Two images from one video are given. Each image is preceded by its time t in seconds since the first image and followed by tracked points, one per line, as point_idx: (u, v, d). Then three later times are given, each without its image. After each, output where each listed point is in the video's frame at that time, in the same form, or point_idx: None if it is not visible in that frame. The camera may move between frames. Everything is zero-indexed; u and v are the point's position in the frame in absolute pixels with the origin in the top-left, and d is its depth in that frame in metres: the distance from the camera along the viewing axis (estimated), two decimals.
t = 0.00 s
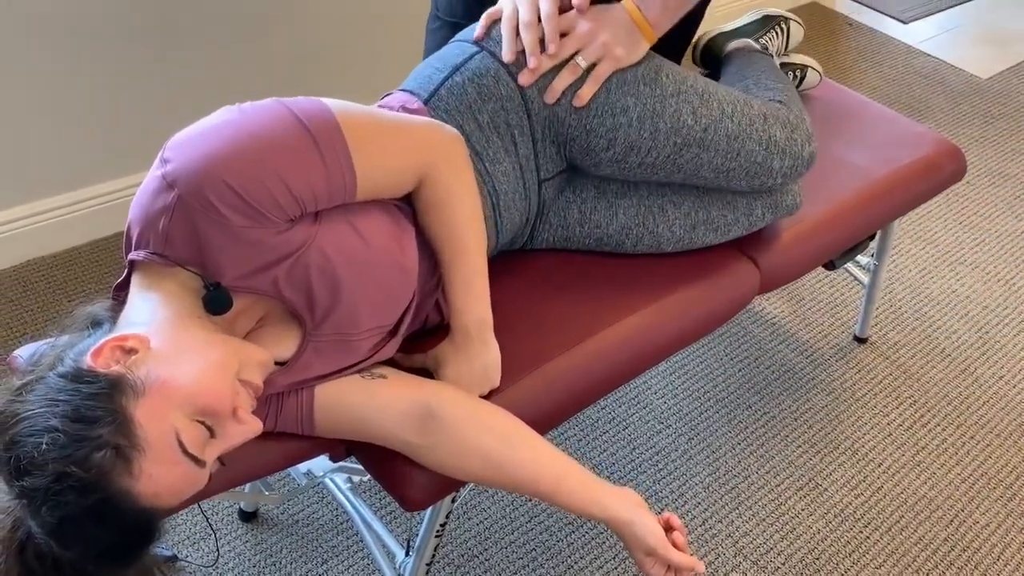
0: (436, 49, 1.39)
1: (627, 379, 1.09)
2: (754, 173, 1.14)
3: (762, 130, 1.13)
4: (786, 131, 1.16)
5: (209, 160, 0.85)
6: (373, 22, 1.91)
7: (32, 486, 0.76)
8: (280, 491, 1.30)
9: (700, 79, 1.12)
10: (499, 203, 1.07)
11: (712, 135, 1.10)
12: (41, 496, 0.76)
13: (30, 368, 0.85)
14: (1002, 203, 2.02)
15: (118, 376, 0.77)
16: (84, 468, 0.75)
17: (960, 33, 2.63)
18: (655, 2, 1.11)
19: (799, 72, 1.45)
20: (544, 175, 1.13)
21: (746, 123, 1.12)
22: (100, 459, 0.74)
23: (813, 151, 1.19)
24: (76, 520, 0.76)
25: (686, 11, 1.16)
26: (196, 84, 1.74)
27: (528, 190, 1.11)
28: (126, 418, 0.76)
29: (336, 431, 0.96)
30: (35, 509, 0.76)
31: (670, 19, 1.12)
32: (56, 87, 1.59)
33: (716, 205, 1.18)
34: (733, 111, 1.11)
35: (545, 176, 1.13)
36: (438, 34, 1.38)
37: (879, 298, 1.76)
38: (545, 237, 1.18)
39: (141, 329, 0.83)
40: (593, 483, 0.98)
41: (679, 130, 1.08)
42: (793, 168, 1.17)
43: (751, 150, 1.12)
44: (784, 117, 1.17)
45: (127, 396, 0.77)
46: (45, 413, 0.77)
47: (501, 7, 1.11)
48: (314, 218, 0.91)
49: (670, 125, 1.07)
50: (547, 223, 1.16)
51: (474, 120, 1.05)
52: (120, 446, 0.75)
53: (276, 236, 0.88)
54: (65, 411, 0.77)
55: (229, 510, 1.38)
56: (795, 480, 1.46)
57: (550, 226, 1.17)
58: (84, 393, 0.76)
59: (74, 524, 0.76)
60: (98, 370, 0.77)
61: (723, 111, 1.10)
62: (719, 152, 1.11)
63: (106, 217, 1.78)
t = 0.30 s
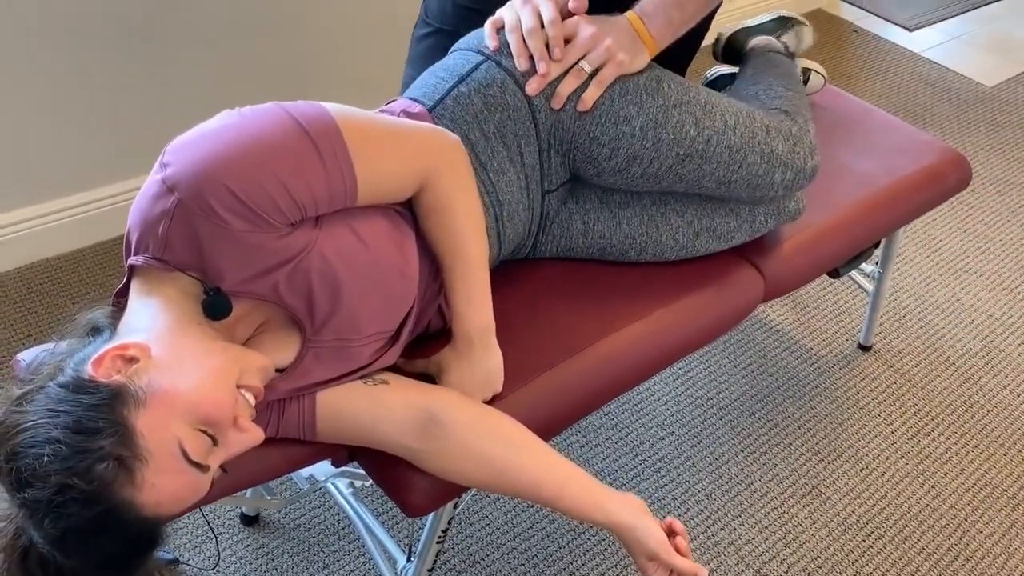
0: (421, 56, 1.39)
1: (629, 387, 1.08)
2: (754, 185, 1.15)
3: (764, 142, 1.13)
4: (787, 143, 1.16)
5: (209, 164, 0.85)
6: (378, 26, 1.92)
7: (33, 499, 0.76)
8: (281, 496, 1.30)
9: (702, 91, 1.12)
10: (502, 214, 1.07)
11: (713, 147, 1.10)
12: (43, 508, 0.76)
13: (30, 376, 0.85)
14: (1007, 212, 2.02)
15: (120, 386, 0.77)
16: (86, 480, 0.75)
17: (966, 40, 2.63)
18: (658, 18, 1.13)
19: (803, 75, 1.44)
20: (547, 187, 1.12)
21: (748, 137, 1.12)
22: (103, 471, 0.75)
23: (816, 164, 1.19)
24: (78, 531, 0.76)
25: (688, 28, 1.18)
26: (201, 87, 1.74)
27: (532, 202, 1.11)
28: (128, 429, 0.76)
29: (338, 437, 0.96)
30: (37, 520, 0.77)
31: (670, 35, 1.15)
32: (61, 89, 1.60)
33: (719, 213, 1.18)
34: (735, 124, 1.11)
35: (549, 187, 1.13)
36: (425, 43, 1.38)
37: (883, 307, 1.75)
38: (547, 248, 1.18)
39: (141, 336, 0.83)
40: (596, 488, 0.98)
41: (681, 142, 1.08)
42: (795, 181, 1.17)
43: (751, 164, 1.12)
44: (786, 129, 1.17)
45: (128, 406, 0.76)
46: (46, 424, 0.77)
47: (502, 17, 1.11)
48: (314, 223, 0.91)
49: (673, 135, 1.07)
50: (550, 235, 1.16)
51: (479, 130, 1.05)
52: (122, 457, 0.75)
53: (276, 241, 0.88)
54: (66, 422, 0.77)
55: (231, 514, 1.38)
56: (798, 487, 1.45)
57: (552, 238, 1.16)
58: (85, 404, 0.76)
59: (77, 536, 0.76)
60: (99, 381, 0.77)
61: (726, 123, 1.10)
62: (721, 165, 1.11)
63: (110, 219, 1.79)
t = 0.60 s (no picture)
0: (414, 57, 1.39)
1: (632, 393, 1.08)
2: (744, 212, 1.14)
3: (760, 172, 1.12)
4: (783, 173, 1.14)
5: (209, 168, 0.85)
6: (381, 27, 1.92)
7: (36, 510, 0.76)
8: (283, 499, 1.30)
9: (702, 109, 1.10)
10: (502, 223, 1.08)
11: (708, 172, 1.09)
12: (47, 519, 0.76)
13: (30, 383, 0.85)
14: (1012, 215, 2.01)
15: (123, 395, 0.77)
16: (91, 491, 0.75)
17: (970, 43, 2.63)
18: (665, 32, 1.10)
19: (806, 78, 1.51)
20: (547, 198, 1.13)
21: (744, 164, 1.11)
22: (107, 481, 0.75)
23: (812, 198, 1.19)
24: (83, 541, 0.76)
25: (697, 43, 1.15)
26: (203, 88, 1.74)
27: (532, 213, 1.12)
28: (131, 439, 0.75)
29: (340, 442, 0.95)
30: (41, 531, 0.76)
31: (677, 51, 1.12)
32: (64, 89, 1.60)
33: (723, 224, 1.17)
34: (732, 146, 1.10)
35: (549, 198, 1.13)
36: (416, 45, 1.38)
37: (886, 310, 1.75)
38: (550, 256, 1.18)
39: (142, 343, 0.83)
40: (598, 491, 0.97)
41: (675, 164, 1.07)
42: (788, 212, 1.17)
43: (744, 192, 1.12)
44: (785, 156, 1.16)
45: (130, 415, 0.76)
46: (48, 435, 0.77)
47: (504, 25, 1.09)
48: (315, 226, 0.91)
49: (668, 158, 1.07)
50: (552, 243, 1.17)
51: (476, 143, 1.05)
52: (126, 467, 0.75)
53: (277, 244, 0.88)
54: (68, 432, 0.76)
55: (232, 517, 1.38)
56: (800, 492, 1.45)
57: (555, 247, 1.17)
58: (88, 414, 0.76)
59: (82, 546, 0.76)
60: (102, 390, 0.77)
61: (722, 149, 1.09)
62: (713, 191, 1.10)
63: (112, 221, 1.79)
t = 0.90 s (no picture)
0: (419, 66, 1.38)
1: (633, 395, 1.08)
2: (729, 225, 1.13)
3: (745, 185, 1.10)
4: (769, 188, 1.11)
5: (207, 166, 0.85)
6: (382, 29, 1.92)
7: (38, 514, 0.76)
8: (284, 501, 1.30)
9: (695, 122, 1.09)
10: (497, 225, 1.10)
11: (695, 185, 1.07)
12: (49, 523, 0.76)
13: (31, 387, 0.85)
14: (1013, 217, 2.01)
15: (123, 398, 0.77)
16: (93, 495, 0.75)
17: (972, 45, 2.62)
18: (660, 44, 1.11)
19: (809, 78, 1.49)
20: (542, 202, 1.14)
21: (731, 176, 1.08)
22: (109, 485, 0.75)
23: (796, 216, 1.14)
24: (86, 545, 0.76)
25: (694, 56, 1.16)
26: (205, 89, 1.74)
27: (527, 215, 1.13)
28: (133, 442, 0.75)
29: (341, 443, 0.95)
30: (44, 536, 0.76)
31: (670, 66, 1.12)
32: (63, 90, 1.60)
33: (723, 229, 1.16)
34: (721, 164, 1.08)
35: (543, 202, 1.14)
36: (422, 54, 1.38)
37: (889, 313, 1.75)
38: (550, 259, 1.18)
39: (142, 345, 0.83)
40: (599, 492, 0.97)
41: (662, 176, 1.06)
42: (772, 225, 1.14)
43: (729, 206, 1.10)
44: (774, 171, 1.12)
45: (131, 418, 0.76)
46: (49, 439, 0.77)
47: (497, 31, 1.12)
48: (314, 224, 0.91)
49: (656, 167, 1.06)
50: (551, 247, 1.17)
51: (467, 145, 1.08)
52: (127, 471, 0.75)
53: (275, 242, 0.88)
54: (69, 436, 0.76)
55: (234, 519, 1.38)
56: (802, 494, 1.45)
57: (555, 250, 1.17)
58: (89, 418, 0.76)
59: (85, 550, 0.76)
60: (102, 394, 0.77)
61: (710, 161, 1.08)
62: (699, 204, 1.09)
63: (114, 222, 1.79)
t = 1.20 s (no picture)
0: (423, 69, 1.38)
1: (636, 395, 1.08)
2: (720, 237, 1.11)
3: (738, 200, 1.08)
4: (762, 202, 1.09)
5: (208, 166, 0.85)
6: (384, 29, 1.92)
7: (42, 514, 0.76)
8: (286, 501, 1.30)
9: (696, 133, 1.08)
10: (497, 226, 1.10)
11: (689, 196, 1.06)
12: (53, 523, 0.76)
13: (33, 387, 0.85)
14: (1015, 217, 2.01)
15: (126, 399, 0.77)
16: (97, 495, 0.75)
17: (974, 45, 2.62)
18: (664, 52, 1.11)
19: (811, 78, 1.48)
20: (542, 205, 1.13)
21: (724, 190, 1.07)
22: (112, 485, 0.75)
23: (783, 233, 1.11)
24: (90, 545, 0.76)
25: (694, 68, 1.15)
26: (207, 89, 1.74)
27: (527, 217, 1.13)
28: (136, 443, 0.75)
29: (343, 443, 0.95)
30: (47, 536, 0.76)
31: (672, 74, 1.12)
32: (64, 90, 1.60)
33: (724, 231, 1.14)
34: (717, 173, 1.07)
35: (543, 204, 1.13)
36: (429, 56, 1.38)
37: (891, 313, 1.74)
38: (551, 261, 1.18)
39: (145, 346, 0.83)
40: (600, 492, 0.97)
41: (658, 184, 1.05)
42: (759, 240, 1.11)
43: (720, 219, 1.08)
44: (769, 188, 1.10)
45: (135, 418, 0.76)
46: (53, 439, 0.77)
47: (498, 34, 1.12)
48: (316, 224, 0.91)
49: (652, 176, 1.05)
50: (552, 250, 1.16)
51: (466, 146, 1.08)
52: (130, 471, 0.75)
53: (276, 243, 0.88)
54: (73, 436, 0.76)
55: (235, 519, 1.38)
56: (804, 494, 1.45)
57: (556, 252, 1.17)
58: (92, 418, 0.76)
59: (88, 549, 0.76)
60: (106, 394, 0.77)
61: (706, 173, 1.06)
62: (692, 215, 1.07)
63: (117, 223, 1.79)
